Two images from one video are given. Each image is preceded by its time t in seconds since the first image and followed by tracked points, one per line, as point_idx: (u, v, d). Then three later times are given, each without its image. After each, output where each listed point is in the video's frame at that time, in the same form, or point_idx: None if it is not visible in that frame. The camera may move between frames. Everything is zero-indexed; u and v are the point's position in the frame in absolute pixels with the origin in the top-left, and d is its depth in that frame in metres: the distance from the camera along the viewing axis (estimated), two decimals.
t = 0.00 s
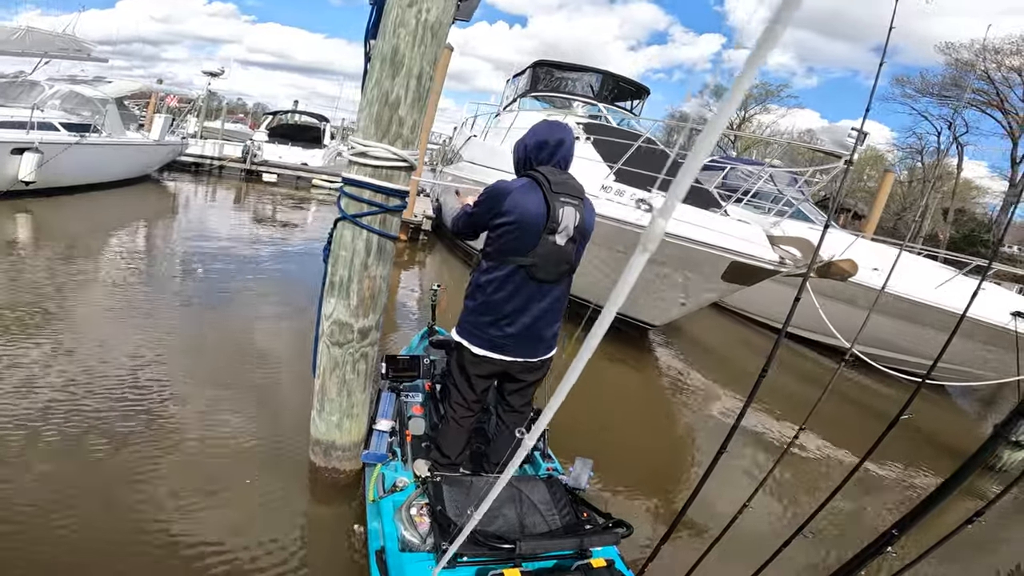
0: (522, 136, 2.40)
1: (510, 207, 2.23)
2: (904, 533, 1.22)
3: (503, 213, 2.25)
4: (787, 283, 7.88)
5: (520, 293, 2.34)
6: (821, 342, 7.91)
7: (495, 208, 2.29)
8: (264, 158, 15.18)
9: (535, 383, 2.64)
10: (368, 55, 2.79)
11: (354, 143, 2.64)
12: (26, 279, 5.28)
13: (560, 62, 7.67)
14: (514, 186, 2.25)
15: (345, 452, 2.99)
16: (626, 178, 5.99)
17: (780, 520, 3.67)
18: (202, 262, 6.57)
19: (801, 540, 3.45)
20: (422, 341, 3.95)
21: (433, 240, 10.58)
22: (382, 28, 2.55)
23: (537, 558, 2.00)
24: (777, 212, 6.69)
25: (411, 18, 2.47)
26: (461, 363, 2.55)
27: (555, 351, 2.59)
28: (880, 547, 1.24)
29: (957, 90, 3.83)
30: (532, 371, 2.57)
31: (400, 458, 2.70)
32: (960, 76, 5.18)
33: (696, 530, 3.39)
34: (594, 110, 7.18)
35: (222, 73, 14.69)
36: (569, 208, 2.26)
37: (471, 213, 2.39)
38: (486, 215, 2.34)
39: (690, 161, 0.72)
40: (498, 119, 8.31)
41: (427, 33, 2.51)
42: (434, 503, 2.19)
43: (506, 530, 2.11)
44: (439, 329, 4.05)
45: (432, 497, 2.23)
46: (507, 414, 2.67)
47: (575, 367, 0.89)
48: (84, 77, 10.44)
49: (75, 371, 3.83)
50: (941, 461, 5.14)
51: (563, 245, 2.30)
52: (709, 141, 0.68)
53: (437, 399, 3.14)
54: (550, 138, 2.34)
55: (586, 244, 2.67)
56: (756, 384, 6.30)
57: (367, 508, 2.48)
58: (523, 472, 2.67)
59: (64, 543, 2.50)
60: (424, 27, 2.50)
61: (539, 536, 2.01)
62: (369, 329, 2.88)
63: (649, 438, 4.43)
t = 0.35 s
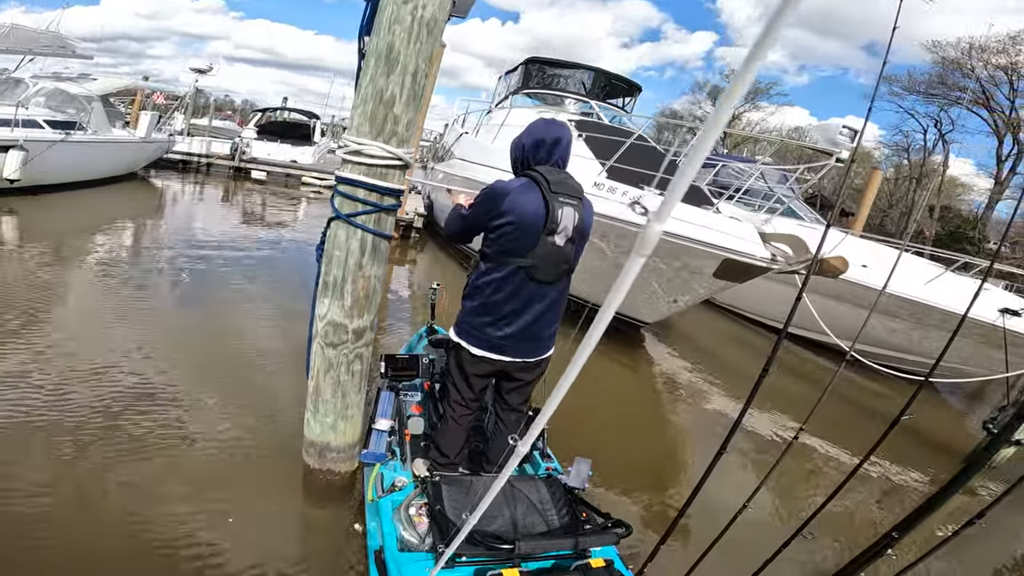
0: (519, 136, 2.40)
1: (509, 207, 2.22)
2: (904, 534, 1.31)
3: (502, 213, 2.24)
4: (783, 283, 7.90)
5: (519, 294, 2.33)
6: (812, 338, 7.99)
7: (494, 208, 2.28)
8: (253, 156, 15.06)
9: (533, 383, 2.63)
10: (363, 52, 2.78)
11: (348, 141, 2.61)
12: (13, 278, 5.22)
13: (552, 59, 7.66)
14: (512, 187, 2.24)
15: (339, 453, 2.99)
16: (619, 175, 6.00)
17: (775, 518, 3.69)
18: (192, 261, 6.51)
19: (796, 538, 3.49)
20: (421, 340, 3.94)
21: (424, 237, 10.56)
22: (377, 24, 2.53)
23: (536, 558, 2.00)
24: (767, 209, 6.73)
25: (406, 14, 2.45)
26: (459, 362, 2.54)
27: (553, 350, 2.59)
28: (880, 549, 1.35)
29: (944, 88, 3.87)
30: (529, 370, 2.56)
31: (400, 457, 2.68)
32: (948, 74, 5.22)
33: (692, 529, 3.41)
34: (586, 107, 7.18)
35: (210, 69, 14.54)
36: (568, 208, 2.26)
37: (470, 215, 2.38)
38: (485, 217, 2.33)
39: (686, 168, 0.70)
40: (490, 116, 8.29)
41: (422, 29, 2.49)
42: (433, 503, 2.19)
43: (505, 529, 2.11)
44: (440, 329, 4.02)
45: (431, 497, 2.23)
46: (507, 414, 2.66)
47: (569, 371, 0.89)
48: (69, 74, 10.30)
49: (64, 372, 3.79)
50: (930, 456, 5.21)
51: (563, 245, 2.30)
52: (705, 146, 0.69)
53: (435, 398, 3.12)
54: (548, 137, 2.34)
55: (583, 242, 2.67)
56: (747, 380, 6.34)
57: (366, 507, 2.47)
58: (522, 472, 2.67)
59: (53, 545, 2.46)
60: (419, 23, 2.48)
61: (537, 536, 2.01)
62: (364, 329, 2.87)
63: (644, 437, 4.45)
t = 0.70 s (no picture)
0: (518, 136, 2.39)
1: (513, 208, 2.21)
2: (901, 533, 1.26)
3: (505, 214, 2.23)
4: (764, 280, 7.95)
5: (521, 294, 2.33)
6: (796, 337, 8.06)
7: (496, 209, 2.26)
8: (238, 154, 14.90)
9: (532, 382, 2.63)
10: (356, 52, 2.77)
11: (341, 139, 2.59)
12: None
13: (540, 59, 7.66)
14: (515, 188, 2.23)
15: (331, 449, 2.96)
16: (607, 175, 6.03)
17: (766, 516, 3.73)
18: (178, 260, 6.43)
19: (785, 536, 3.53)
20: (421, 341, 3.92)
21: (412, 236, 10.52)
22: (372, 24, 2.51)
23: (536, 558, 2.00)
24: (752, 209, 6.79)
25: (400, 15, 2.44)
26: (459, 362, 2.53)
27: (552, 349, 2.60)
28: (876, 548, 1.29)
29: (923, 91, 3.94)
30: (529, 369, 2.56)
31: (400, 458, 2.66)
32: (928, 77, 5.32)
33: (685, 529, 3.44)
34: (574, 107, 7.20)
35: (195, 67, 14.34)
36: (570, 209, 2.28)
37: (469, 215, 2.35)
38: (485, 219, 2.29)
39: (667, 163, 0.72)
40: (478, 115, 8.29)
41: (417, 30, 2.48)
42: (433, 503, 2.18)
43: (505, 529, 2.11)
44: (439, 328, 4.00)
45: (431, 497, 2.21)
46: (507, 414, 2.66)
47: (560, 369, 0.90)
48: (51, 71, 10.11)
49: (48, 372, 3.71)
50: (912, 453, 5.30)
51: (564, 245, 2.31)
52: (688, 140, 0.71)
53: (435, 399, 3.10)
54: (548, 138, 2.34)
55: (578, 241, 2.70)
56: (734, 379, 6.41)
57: (367, 508, 2.47)
58: (522, 472, 2.67)
59: (40, 548, 2.41)
60: (414, 24, 2.47)
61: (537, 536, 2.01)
62: (356, 326, 2.85)
63: (636, 436, 4.47)
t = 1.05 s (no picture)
0: (519, 138, 2.37)
1: (515, 211, 2.22)
2: (904, 534, 1.24)
3: (507, 217, 2.23)
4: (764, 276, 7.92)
5: (524, 295, 2.33)
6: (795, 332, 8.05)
7: (498, 210, 2.26)
8: (244, 154, 14.98)
9: (533, 380, 2.63)
10: (356, 55, 2.78)
11: (342, 141, 2.60)
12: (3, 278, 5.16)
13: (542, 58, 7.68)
14: (517, 191, 2.23)
15: (335, 445, 2.98)
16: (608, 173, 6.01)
17: (770, 515, 3.72)
18: (184, 261, 6.47)
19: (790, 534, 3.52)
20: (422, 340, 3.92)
21: (417, 236, 10.54)
22: (371, 28, 2.52)
23: (537, 559, 2.00)
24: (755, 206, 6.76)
25: (399, 18, 2.45)
26: (459, 361, 2.53)
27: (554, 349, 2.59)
28: (879, 549, 1.28)
29: (929, 87, 3.90)
30: (531, 369, 2.56)
31: (400, 457, 2.67)
32: (936, 71, 5.27)
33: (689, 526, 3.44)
34: (576, 106, 7.18)
35: (201, 69, 14.41)
36: (570, 210, 2.28)
37: (472, 217, 2.34)
38: (488, 221, 2.29)
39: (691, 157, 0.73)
40: (481, 115, 8.29)
41: (415, 33, 2.49)
42: (434, 503, 2.19)
43: (505, 530, 2.11)
44: (437, 328, 4.01)
45: (431, 497, 2.22)
46: (508, 412, 2.66)
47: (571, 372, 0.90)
48: (59, 74, 10.19)
49: (58, 372, 3.75)
50: (919, 452, 5.26)
51: (565, 246, 2.32)
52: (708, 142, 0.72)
53: (436, 398, 3.11)
54: (550, 139, 2.33)
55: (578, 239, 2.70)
56: (738, 376, 6.38)
57: (367, 507, 2.49)
58: (523, 472, 2.67)
59: (49, 546, 2.45)
60: (412, 27, 2.47)
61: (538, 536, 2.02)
62: (359, 323, 2.86)
63: (639, 435, 4.46)
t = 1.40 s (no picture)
0: (510, 142, 2.40)
1: (506, 208, 2.23)
2: (902, 533, 1.25)
3: (499, 216, 2.25)
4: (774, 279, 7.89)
5: (521, 292, 2.35)
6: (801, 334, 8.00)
7: (491, 210, 2.28)
8: (258, 156, 15.13)
9: (534, 380, 2.63)
10: (369, 59, 2.81)
11: (356, 143, 2.62)
12: (22, 276, 5.25)
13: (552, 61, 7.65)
14: (507, 188, 2.25)
15: (345, 441, 3.03)
16: (618, 176, 6.00)
17: (776, 518, 3.70)
18: (198, 260, 6.55)
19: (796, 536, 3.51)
20: (421, 341, 3.94)
21: (427, 237, 10.60)
22: (384, 32, 2.56)
23: (536, 559, 2.01)
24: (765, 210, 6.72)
25: (411, 23, 2.48)
26: (460, 361, 2.54)
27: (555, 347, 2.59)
28: (877, 548, 1.28)
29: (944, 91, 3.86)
30: (531, 368, 2.57)
31: (400, 458, 2.69)
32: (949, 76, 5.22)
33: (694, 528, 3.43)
34: (586, 110, 7.19)
35: (216, 71, 14.57)
36: (563, 206, 2.28)
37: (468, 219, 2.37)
38: (482, 221, 2.32)
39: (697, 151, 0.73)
40: (491, 117, 8.32)
41: (426, 38, 2.52)
42: (433, 503, 2.19)
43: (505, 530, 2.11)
44: (438, 329, 4.02)
45: (431, 497, 2.23)
46: (507, 412, 2.67)
47: (568, 365, 0.89)
48: (78, 75, 10.35)
49: (74, 369, 3.81)
50: (929, 457, 5.20)
51: (560, 241, 2.31)
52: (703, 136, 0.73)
53: (437, 399, 3.13)
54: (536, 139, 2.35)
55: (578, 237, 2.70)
56: (745, 379, 6.36)
57: (366, 508, 2.47)
58: (522, 472, 2.66)
59: (65, 538, 2.50)
60: (424, 32, 2.51)
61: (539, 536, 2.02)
62: (370, 322, 2.89)
63: (643, 436, 4.45)
